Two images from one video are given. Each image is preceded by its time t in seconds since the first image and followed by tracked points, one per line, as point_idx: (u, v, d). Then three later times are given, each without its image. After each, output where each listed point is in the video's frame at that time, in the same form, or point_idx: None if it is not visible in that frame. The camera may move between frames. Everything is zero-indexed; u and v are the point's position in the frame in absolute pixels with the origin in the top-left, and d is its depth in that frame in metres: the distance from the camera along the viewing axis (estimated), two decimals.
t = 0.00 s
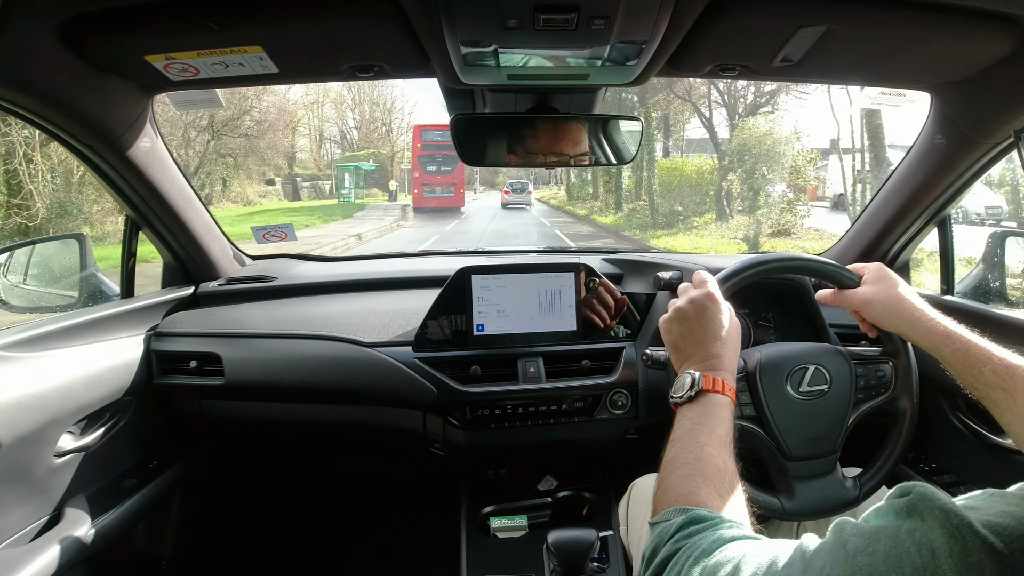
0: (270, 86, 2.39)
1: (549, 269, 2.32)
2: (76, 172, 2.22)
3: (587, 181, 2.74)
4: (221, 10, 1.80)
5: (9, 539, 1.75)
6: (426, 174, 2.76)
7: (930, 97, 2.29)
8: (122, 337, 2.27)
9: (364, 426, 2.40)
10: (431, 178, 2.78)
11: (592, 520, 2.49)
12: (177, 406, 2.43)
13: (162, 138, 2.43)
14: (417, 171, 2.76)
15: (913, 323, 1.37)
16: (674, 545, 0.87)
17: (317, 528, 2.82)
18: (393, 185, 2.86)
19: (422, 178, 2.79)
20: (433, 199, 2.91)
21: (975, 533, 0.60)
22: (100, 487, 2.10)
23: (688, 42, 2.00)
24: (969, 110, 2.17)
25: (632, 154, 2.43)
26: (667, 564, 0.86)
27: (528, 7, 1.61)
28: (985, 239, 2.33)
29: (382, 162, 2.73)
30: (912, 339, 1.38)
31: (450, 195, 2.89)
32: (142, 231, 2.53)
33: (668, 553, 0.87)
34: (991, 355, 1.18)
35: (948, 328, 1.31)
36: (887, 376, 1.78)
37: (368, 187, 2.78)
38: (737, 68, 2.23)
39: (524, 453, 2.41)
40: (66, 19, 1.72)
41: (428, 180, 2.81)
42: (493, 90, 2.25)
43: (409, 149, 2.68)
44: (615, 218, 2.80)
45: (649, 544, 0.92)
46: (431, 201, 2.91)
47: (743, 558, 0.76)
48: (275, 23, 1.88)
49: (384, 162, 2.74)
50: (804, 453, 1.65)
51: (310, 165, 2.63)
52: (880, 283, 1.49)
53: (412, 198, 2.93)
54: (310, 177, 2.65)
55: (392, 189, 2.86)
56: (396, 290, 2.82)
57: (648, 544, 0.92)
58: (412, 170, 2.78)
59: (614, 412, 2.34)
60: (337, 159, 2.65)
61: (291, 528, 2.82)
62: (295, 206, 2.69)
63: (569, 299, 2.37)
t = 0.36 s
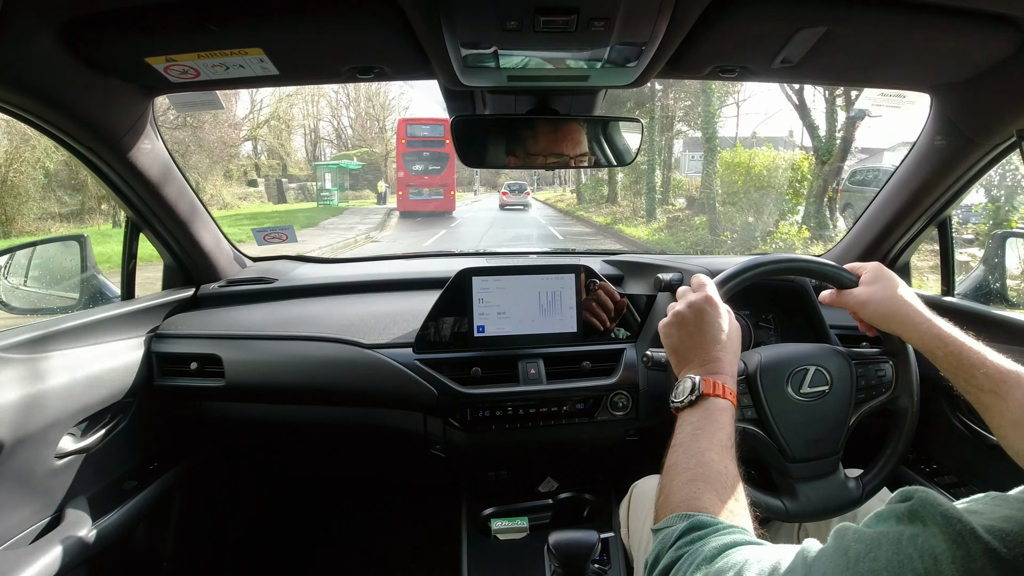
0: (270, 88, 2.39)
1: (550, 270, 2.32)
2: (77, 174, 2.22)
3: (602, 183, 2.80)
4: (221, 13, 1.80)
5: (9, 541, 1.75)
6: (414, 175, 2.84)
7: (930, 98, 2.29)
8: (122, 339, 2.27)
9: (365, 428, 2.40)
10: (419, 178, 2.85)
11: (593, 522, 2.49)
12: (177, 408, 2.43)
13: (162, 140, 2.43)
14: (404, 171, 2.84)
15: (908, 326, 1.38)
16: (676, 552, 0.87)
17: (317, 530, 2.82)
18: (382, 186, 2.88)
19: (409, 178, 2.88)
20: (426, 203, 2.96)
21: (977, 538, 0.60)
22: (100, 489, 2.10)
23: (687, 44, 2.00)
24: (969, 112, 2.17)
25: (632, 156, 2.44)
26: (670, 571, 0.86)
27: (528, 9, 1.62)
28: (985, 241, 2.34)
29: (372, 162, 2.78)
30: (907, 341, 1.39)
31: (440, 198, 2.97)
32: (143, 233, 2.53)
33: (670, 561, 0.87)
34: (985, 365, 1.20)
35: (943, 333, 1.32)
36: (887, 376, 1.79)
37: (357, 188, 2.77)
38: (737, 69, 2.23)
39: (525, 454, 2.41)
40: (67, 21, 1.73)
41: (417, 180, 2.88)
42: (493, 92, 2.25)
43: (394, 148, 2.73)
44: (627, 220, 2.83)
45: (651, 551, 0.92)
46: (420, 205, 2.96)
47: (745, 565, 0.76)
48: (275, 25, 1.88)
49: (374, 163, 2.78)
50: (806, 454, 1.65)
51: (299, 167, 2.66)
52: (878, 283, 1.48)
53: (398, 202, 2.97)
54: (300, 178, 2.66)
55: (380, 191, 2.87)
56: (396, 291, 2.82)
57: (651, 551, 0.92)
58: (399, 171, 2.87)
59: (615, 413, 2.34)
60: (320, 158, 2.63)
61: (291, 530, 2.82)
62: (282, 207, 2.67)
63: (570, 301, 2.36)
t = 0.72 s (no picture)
0: (270, 87, 2.39)
1: (550, 270, 2.33)
2: (76, 174, 2.22)
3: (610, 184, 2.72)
4: (222, 13, 1.80)
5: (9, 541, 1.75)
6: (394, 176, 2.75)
7: (931, 99, 2.30)
8: (122, 339, 2.27)
9: (364, 428, 2.39)
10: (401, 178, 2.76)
11: (593, 522, 2.49)
12: (177, 408, 2.42)
13: (162, 140, 2.43)
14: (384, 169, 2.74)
15: (903, 327, 1.37)
16: (674, 558, 0.87)
17: (316, 530, 2.82)
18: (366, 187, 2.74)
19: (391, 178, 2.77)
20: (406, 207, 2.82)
21: (972, 544, 0.59)
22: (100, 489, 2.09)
23: (688, 44, 2.00)
24: (969, 112, 2.17)
25: (631, 156, 2.44)
26: None
27: (529, 9, 1.62)
28: (985, 242, 2.33)
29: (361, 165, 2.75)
30: (902, 341, 1.38)
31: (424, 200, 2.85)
32: (143, 232, 2.53)
33: (670, 567, 0.87)
34: (979, 367, 1.20)
35: (938, 336, 1.31)
36: (887, 374, 1.78)
37: (345, 188, 2.68)
38: (738, 70, 2.23)
39: (525, 454, 2.41)
40: (67, 21, 1.73)
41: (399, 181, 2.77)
42: (493, 92, 2.25)
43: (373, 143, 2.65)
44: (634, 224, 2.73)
45: (650, 557, 0.92)
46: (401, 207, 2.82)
47: (742, 571, 0.76)
48: (277, 25, 1.88)
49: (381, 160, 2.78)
50: (806, 455, 1.64)
51: (277, 165, 2.58)
52: (874, 283, 1.48)
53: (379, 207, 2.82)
54: (280, 178, 2.58)
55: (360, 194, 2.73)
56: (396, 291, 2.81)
57: (650, 557, 0.92)
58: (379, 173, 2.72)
59: (615, 413, 2.34)
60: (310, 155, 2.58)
61: (291, 531, 2.81)
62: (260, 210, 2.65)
63: (569, 301, 2.37)
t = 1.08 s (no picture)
0: (269, 88, 2.39)
1: (548, 271, 2.33)
2: (75, 174, 2.22)
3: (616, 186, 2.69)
4: (220, 13, 1.80)
5: (6, 541, 1.74)
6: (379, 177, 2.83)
7: (929, 100, 2.30)
8: (121, 339, 2.27)
9: (363, 429, 2.39)
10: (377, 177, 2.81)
11: (592, 523, 2.48)
12: (176, 409, 2.42)
13: (160, 140, 2.42)
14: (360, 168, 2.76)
15: (904, 325, 1.38)
16: (671, 561, 0.87)
17: (315, 531, 2.81)
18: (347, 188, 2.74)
19: (368, 179, 2.80)
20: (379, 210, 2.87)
21: (977, 540, 0.60)
22: (98, 489, 2.09)
23: (687, 45, 2.00)
24: (968, 114, 2.17)
25: (631, 156, 2.41)
26: None
27: (528, 10, 1.62)
28: (984, 243, 2.32)
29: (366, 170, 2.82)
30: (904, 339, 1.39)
31: (407, 203, 2.90)
32: (141, 232, 2.53)
33: (666, 569, 0.87)
34: (979, 364, 1.20)
35: (938, 332, 1.31)
36: (886, 374, 1.77)
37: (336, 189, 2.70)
38: (736, 71, 2.24)
39: (524, 455, 2.40)
40: (66, 21, 1.73)
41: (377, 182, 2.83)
42: (492, 92, 2.25)
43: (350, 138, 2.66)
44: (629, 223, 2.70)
45: (646, 562, 0.92)
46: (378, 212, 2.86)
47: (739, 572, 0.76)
48: (277, 26, 1.89)
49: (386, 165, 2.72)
50: (805, 455, 1.65)
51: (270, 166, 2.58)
52: (874, 282, 1.48)
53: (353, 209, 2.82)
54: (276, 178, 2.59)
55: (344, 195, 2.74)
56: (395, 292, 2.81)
57: (646, 562, 0.92)
58: (353, 172, 2.74)
59: (614, 414, 2.34)
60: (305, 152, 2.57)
61: (289, 531, 2.80)
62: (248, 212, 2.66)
63: (567, 302, 2.37)
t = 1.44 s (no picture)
0: (269, 88, 2.39)
1: (548, 272, 2.35)
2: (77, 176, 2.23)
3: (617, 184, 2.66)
4: (221, 14, 1.81)
5: (6, 542, 1.74)
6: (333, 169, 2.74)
7: (928, 101, 2.30)
8: (120, 340, 2.27)
9: (363, 430, 2.39)
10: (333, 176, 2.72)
11: (591, 524, 2.49)
12: (176, 410, 2.42)
13: (160, 140, 2.42)
14: (319, 164, 2.65)
15: (903, 329, 1.38)
16: None
17: (315, 533, 2.81)
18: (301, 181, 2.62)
19: (326, 175, 2.69)
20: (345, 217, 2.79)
21: (955, 560, 0.64)
22: (98, 490, 2.09)
23: (686, 46, 2.00)
24: (967, 115, 2.17)
25: (630, 159, 2.43)
26: None
27: (527, 11, 1.62)
28: (985, 244, 2.31)
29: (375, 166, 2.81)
30: (904, 341, 1.39)
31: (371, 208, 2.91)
32: (140, 233, 2.53)
33: None
34: (978, 364, 1.23)
35: (936, 335, 1.32)
36: (885, 375, 1.78)
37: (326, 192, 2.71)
38: (736, 72, 2.23)
39: (523, 457, 2.40)
40: (67, 22, 1.73)
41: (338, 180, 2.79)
42: (492, 94, 2.25)
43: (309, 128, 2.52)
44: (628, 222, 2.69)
45: None
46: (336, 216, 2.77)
47: None
48: (276, 28, 1.89)
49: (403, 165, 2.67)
50: (804, 456, 1.65)
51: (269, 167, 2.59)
52: (873, 283, 1.43)
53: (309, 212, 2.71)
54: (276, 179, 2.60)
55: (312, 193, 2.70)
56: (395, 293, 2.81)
57: None
58: (311, 169, 2.62)
59: (613, 415, 2.34)
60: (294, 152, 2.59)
61: (289, 532, 2.80)
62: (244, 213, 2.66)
63: (567, 303, 2.38)
